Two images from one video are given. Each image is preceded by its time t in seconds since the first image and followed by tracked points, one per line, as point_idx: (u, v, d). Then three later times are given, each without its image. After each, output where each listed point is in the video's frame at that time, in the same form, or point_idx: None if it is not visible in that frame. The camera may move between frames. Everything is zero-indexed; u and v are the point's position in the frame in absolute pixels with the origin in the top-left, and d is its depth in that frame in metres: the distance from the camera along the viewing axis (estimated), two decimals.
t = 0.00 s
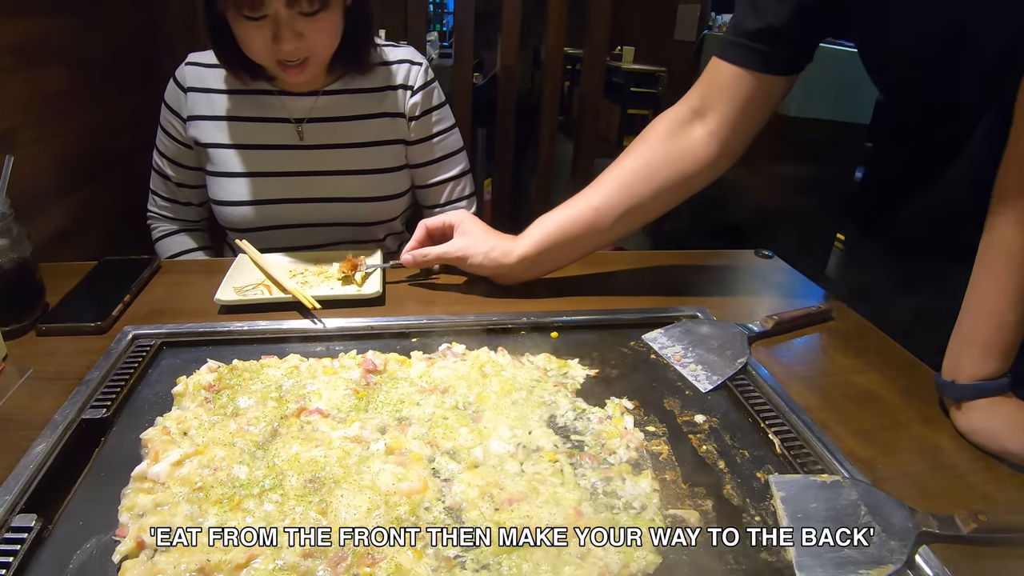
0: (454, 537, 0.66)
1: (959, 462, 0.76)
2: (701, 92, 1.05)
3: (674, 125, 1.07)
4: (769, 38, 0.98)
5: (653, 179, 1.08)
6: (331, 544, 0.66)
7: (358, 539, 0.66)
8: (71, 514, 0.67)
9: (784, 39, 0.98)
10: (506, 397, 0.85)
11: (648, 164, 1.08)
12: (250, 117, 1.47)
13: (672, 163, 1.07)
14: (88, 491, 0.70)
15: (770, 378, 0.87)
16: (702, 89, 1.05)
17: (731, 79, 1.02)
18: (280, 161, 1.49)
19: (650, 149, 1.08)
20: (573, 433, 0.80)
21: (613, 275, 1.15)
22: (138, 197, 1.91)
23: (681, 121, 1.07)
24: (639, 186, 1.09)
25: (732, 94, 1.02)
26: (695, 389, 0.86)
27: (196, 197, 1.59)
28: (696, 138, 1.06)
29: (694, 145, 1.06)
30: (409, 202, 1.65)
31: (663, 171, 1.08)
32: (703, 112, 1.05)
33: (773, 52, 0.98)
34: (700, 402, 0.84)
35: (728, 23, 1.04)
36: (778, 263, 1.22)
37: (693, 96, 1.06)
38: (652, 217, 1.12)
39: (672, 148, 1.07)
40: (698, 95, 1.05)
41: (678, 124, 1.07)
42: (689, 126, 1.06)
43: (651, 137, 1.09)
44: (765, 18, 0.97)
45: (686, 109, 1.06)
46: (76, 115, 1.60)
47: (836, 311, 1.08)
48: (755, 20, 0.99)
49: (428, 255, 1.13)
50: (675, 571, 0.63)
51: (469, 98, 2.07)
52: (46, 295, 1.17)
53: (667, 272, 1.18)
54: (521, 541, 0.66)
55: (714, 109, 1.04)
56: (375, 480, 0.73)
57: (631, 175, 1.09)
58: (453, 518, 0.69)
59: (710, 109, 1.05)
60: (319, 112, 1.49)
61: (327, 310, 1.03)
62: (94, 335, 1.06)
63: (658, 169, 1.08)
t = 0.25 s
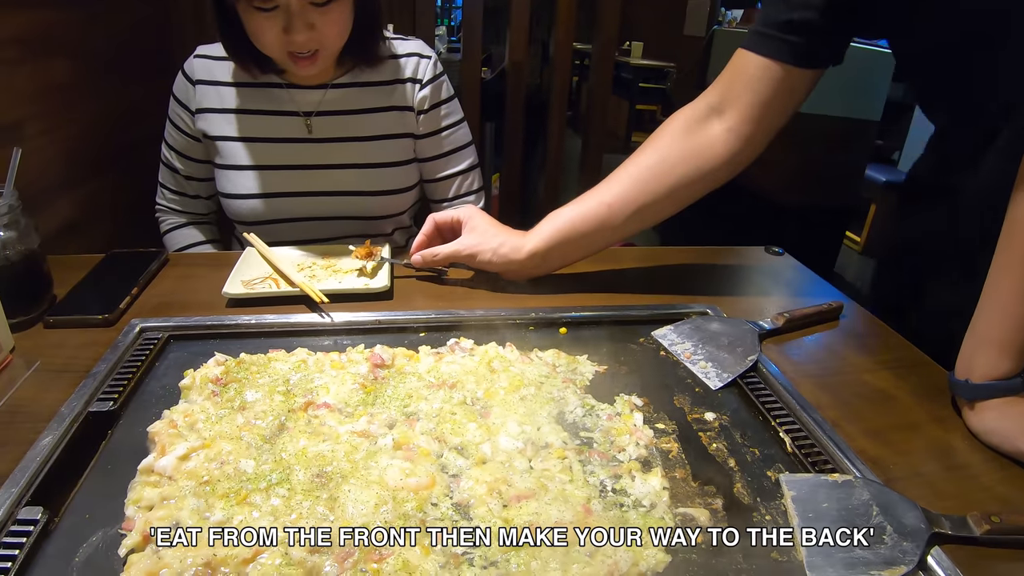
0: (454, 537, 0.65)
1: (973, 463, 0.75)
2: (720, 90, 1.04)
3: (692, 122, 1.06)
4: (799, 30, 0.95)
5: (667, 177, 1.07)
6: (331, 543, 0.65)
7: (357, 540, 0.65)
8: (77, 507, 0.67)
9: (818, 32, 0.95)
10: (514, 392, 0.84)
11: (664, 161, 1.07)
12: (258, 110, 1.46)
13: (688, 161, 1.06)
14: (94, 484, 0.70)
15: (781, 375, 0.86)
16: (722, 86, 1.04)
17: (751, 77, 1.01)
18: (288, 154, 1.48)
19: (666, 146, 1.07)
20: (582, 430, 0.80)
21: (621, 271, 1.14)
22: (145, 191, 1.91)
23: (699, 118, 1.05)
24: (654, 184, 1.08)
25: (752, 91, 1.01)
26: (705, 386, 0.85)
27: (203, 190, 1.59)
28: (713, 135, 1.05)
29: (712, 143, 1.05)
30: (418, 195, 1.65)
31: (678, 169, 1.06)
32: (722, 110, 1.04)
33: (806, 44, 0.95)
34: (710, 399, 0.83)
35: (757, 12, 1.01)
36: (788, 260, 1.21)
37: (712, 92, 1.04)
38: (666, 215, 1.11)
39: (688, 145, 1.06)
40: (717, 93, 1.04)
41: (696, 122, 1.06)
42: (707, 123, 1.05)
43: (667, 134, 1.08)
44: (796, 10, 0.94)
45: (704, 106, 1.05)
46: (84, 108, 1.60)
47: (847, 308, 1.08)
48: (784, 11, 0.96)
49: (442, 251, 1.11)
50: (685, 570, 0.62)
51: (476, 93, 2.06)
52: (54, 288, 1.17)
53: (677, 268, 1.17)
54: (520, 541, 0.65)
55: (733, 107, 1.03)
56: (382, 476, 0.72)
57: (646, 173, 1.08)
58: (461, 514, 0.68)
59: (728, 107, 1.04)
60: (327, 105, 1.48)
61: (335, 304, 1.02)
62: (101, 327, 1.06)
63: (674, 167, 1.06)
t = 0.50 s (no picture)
0: (454, 538, 0.65)
1: (979, 466, 0.75)
2: (744, 89, 1.03)
3: (714, 121, 1.05)
4: (837, 23, 0.94)
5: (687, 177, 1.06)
6: (331, 544, 0.65)
7: (357, 540, 0.65)
8: (84, 504, 0.68)
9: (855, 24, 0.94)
10: (518, 392, 0.84)
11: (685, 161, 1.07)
12: (266, 109, 1.47)
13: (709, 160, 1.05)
14: (101, 481, 0.71)
15: (785, 376, 0.85)
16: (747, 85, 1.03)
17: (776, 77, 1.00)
18: (295, 153, 1.49)
19: (687, 145, 1.07)
20: (587, 430, 0.80)
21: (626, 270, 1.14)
22: (153, 189, 1.92)
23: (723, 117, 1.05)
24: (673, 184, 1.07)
25: (776, 90, 1.00)
26: (710, 387, 0.85)
27: (210, 188, 1.60)
28: (735, 135, 1.04)
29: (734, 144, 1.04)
30: (424, 195, 1.65)
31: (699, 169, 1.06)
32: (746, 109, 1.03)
33: (847, 35, 0.94)
34: (715, 400, 0.83)
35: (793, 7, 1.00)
36: (795, 261, 1.22)
37: (735, 92, 1.04)
38: (686, 215, 1.11)
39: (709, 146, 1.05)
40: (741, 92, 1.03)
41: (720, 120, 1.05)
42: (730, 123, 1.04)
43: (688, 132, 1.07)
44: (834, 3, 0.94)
45: (727, 105, 1.04)
46: (92, 106, 1.61)
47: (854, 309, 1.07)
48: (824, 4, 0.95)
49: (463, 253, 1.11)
50: (689, 571, 0.62)
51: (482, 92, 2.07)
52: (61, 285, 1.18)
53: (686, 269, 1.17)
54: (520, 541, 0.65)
55: (757, 107, 1.02)
56: (387, 474, 0.73)
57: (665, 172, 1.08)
58: (465, 513, 0.69)
59: (752, 107, 1.03)
60: (334, 104, 1.49)
61: (340, 302, 1.03)
62: (108, 325, 1.07)
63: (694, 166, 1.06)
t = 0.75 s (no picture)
0: (454, 537, 0.65)
1: (985, 467, 0.75)
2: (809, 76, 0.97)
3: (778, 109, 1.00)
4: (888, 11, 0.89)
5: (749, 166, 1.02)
6: (331, 544, 0.65)
7: (357, 539, 0.65)
8: (89, 501, 0.68)
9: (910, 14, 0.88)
10: (523, 391, 0.84)
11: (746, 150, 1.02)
12: (275, 109, 1.47)
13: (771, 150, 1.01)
14: (107, 478, 0.71)
15: (790, 376, 0.85)
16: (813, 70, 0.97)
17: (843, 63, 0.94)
18: (304, 152, 1.49)
19: (748, 136, 1.03)
20: (591, 429, 0.80)
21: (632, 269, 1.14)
22: (159, 188, 1.93)
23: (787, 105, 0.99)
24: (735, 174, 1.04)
25: (845, 77, 0.94)
26: (715, 387, 0.85)
27: (217, 186, 1.61)
28: (802, 125, 0.99)
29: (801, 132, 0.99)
30: (431, 195, 1.66)
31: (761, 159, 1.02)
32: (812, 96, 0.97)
33: (904, 24, 0.88)
34: (720, 400, 0.83)
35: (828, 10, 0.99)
36: (800, 261, 1.21)
37: (801, 78, 0.98)
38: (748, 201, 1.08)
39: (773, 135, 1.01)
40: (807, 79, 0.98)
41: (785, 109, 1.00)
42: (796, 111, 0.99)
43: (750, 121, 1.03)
44: None
45: (791, 94, 0.99)
46: (98, 105, 1.62)
47: (860, 309, 1.07)
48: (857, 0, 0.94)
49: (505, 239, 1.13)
50: (692, 570, 0.62)
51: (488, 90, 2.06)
52: (68, 283, 1.19)
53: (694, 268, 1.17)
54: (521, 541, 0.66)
55: (825, 94, 0.96)
56: (391, 473, 0.73)
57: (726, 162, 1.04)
58: (469, 511, 0.69)
59: (820, 93, 0.97)
60: (343, 103, 1.49)
61: (346, 301, 1.03)
62: (115, 323, 1.08)
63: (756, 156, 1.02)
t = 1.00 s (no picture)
0: (454, 537, 0.65)
1: (990, 470, 0.74)
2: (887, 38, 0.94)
3: (867, 74, 0.95)
4: None
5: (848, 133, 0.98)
6: (331, 544, 0.66)
7: (357, 540, 0.66)
8: (95, 502, 0.69)
9: None
10: (526, 393, 0.84)
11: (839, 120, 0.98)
12: (288, 111, 1.48)
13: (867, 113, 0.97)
14: (112, 480, 0.72)
15: (793, 377, 0.85)
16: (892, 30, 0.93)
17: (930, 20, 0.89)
18: (315, 154, 1.50)
19: (842, 102, 0.98)
20: (594, 431, 0.80)
21: (636, 271, 1.14)
22: (164, 190, 1.94)
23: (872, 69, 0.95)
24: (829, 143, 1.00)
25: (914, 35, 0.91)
26: (718, 388, 0.85)
27: (222, 188, 1.61)
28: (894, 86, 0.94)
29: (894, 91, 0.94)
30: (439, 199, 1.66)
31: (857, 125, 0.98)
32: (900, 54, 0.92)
33: None
34: (723, 402, 0.83)
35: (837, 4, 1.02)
36: (804, 262, 1.21)
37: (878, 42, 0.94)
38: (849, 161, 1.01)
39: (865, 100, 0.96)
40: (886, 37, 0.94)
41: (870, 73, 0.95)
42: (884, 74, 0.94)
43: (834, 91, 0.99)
44: None
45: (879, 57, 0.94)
46: (102, 109, 1.63)
47: (865, 311, 1.06)
48: None
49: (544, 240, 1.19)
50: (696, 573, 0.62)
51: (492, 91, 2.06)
52: (74, 285, 1.20)
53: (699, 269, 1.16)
54: (520, 541, 0.66)
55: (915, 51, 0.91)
56: (395, 475, 0.73)
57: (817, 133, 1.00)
58: (472, 514, 0.69)
59: (904, 52, 0.92)
60: (354, 106, 1.50)
61: (350, 304, 1.03)
62: (120, 325, 1.08)
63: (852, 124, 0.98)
